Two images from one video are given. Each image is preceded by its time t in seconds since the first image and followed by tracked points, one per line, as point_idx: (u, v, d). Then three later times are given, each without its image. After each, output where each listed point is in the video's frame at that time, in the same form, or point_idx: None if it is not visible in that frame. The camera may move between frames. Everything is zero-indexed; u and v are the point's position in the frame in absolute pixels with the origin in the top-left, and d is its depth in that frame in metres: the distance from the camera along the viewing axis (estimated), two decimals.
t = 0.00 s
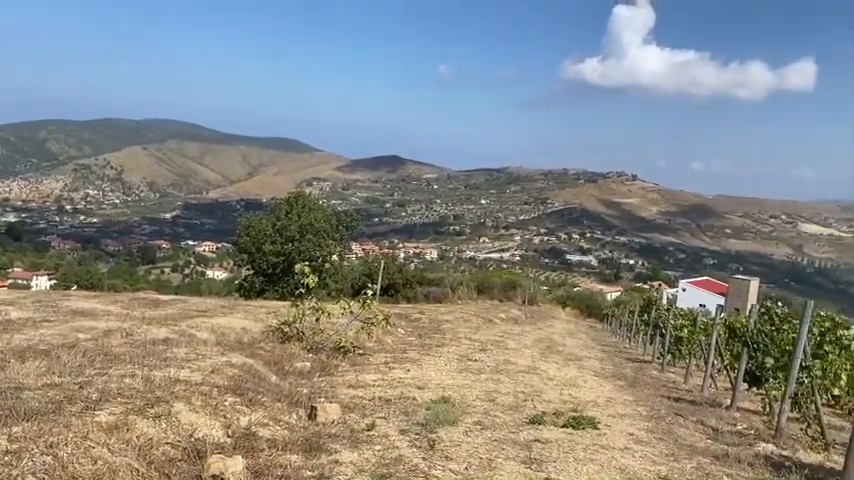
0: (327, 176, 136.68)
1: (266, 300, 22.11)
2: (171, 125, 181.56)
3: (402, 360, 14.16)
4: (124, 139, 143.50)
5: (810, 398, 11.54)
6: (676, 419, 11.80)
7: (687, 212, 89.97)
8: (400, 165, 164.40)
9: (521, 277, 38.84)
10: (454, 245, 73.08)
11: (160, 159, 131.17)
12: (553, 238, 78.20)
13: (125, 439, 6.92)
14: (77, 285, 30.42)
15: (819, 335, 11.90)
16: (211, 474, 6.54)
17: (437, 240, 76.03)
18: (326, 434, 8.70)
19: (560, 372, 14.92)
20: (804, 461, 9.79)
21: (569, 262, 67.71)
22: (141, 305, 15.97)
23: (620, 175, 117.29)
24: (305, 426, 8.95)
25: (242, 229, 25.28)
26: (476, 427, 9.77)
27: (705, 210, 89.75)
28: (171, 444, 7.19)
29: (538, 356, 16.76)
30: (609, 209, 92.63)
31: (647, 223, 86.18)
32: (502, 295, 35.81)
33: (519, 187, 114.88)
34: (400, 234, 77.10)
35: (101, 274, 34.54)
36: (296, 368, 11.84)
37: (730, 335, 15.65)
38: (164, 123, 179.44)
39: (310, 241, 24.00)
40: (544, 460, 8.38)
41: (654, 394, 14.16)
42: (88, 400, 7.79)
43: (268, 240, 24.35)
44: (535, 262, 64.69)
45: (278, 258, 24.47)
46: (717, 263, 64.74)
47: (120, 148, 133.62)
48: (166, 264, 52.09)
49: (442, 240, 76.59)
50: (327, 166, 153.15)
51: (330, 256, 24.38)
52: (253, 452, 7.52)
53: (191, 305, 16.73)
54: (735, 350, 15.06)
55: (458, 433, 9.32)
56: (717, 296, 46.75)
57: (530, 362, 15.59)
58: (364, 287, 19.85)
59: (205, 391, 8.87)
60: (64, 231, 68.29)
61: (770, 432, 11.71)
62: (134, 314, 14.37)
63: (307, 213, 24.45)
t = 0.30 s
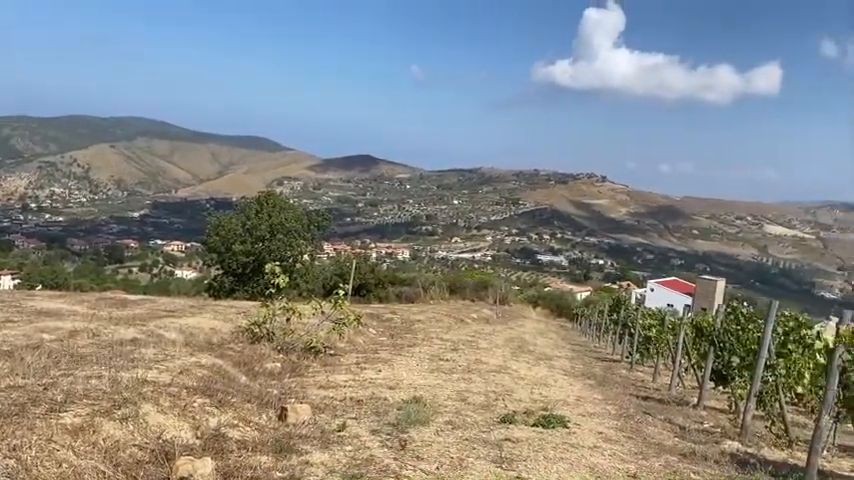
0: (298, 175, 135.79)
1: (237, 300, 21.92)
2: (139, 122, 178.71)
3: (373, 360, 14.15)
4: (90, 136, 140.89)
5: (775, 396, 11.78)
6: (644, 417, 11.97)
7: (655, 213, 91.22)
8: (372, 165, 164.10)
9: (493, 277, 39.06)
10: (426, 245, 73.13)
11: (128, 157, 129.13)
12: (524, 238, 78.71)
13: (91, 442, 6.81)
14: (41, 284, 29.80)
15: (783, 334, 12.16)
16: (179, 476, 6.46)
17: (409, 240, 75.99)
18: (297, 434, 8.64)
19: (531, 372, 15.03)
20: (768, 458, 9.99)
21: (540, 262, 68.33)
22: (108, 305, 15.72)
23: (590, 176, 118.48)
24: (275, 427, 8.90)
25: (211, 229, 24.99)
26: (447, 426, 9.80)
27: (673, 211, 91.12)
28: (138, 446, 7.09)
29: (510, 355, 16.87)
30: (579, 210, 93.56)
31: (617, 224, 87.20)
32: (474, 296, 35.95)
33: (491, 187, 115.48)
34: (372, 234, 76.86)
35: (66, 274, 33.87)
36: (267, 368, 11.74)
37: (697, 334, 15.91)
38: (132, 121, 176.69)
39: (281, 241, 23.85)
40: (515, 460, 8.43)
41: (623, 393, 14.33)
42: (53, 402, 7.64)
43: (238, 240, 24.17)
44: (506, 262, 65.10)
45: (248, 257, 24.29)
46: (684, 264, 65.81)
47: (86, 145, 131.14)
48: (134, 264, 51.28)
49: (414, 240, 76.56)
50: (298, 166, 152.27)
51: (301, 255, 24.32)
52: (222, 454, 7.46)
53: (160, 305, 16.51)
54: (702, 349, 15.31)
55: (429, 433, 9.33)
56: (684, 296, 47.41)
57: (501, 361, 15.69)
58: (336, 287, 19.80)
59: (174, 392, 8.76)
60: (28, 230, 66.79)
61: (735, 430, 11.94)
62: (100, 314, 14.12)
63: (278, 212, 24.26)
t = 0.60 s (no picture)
0: (269, 174, 134.69)
1: (207, 300, 21.70)
2: (106, 119, 175.56)
3: (345, 361, 14.10)
4: (56, 133, 137.98)
5: (739, 394, 12.00)
6: (613, 416, 12.11)
7: (625, 215, 92.36)
8: (344, 164, 163.50)
9: (464, 276, 39.19)
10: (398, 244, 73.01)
11: (95, 154, 126.86)
12: (496, 238, 79.06)
13: (56, 444, 6.67)
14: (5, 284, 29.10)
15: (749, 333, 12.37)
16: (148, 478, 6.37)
17: (381, 240, 75.81)
18: (267, 435, 8.58)
19: (502, 371, 15.08)
20: (733, 455, 10.17)
21: (511, 261, 68.77)
22: (73, 305, 15.42)
23: (561, 177, 119.47)
24: (245, 428, 8.82)
25: (180, 228, 24.68)
26: (418, 426, 9.81)
27: (642, 213, 92.36)
28: (105, 448, 6.98)
29: (481, 355, 16.94)
30: (550, 210, 94.30)
31: (587, 225, 88.06)
32: (446, 295, 36.01)
33: (463, 187, 115.85)
34: (344, 234, 76.51)
35: (30, 273, 33.11)
36: (236, 369, 11.60)
37: (664, 334, 16.15)
38: (98, 117, 173.48)
39: (251, 240, 23.62)
40: (485, 458, 8.48)
41: (593, 392, 14.49)
42: (17, 403, 7.47)
43: (208, 240, 23.91)
44: (478, 262, 65.38)
45: (217, 257, 24.04)
46: (653, 264, 66.73)
47: (52, 142, 128.36)
48: (101, 263, 50.34)
49: (386, 240, 76.38)
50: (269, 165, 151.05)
51: (271, 256, 24.16)
52: (192, 455, 7.37)
53: (127, 305, 16.25)
54: (669, 348, 15.55)
55: (400, 433, 9.33)
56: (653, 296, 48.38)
57: (472, 361, 15.75)
58: (308, 287, 19.68)
59: (141, 393, 8.64)
60: None
61: (702, 428, 12.13)
62: (66, 314, 13.85)
63: (248, 211, 24.09)
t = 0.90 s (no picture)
0: (239, 173, 133.35)
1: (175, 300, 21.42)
2: (72, 117, 172.06)
3: (315, 361, 14.01)
4: (19, 129, 134.86)
5: (706, 393, 12.20)
6: (583, 415, 12.22)
7: (594, 216, 93.40)
8: (315, 163, 162.60)
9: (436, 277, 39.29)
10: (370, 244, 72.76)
11: (60, 152, 124.34)
12: (467, 239, 79.27)
13: (19, 447, 6.50)
14: None
15: (715, 333, 12.57)
16: None
17: (353, 240, 75.51)
18: (236, 437, 8.48)
19: (473, 371, 15.12)
20: (700, 453, 10.34)
21: (483, 261, 69.02)
22: (37, 305, 15.09)
23: (532, 178, 120.33)
24: (214, 430, 8.71)
25: (148, 227, 24.29)
26: (389, 427, 9.79)
27: (611, 215, 93.53)
28: (70, 451, 6.83)
29: (452, 355, 16.97)
30: (521, 211, 94.90)
31: (558, 226, 88.82)
32: (417, 296, 36.05)
33: (434, 188, 116.04)
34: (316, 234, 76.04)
35: None
36: (205, 371, 11.47)
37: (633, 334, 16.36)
38: (63, 114, 170.01)
39: (220, 240, 23.50)
40: (456, 458, 8.50)
41: (563, 392, 14.61)
42: None
43: (176, 239, 23.54)
44: (450, 262, 65.54)
45: (185, 257, 23.69)
46: (622, 264, 67.62)
47: (15, 139, 125.39)
48: (66, 262, 49.30)
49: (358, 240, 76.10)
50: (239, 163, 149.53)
51: (241, 256, 24.10)
52: (159, 458, 7.25)
53: (93, 305, 15.94)
54: (638, 347, 15.77)
55: (371, 434, 9.31)
56: (626, 297, 48.43)
57: (443, 361, 15.76)
58: (278, 287, 19.60)
59: (108, 395, 8.48)
60: None
61: (670, 427, 12.31)
62: (29, 315, 13.53)
63: (218, 210, 23.94)
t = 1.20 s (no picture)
0: (209, 172, 131.79)
1: (143, 301, 21.11)
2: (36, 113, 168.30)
3: (286, 362, 13.91)
4: None
5: (675, 392, 12.36)
6: (553, 414, 12.32)
7: (565, 218, 94.21)
8: (286, 162, 161.42)
9: (408, 277, 39.35)
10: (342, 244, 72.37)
11: (24, 150, 121.57)
12: (439, 239, 79.37)
13: None
14: None
15: (683, 332, 12.74)
16: None
17: (324, 240, 75.07)
18: (205, 438, 8.37)
19: (445, 371, 15.13)
20: (668, 451, 10.47)
21: (455, 261, 69.17)
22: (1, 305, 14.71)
23: (503, 179, 120.96)
24: (183, 432, 8.58)
25: (115, 226, 23.86)
26: (361, 428, 9.76)
27: (582, 217, 94.47)
28: (33, 454, 6.66)
29: (423, 354, 16.98)
30: (493, 211, 95.32)
31: (529, 227, 89.42)
32: (389, 296, 35.98)
33: (406, 187, 116.01)
34: (287, 234, 75.42)
35: None
36: (173, 371, 11.31)
37: (603, 333, 16.55)
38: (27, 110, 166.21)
39: (189, 240, 23.28)
40: (428, 458, 8.50)
41: (534, 391, 14.72)
42: None
43: (144, 238, 23.15)
44: (422, 262, 65.56)
45: (154, 257, 23.33)
46: (592, 264, 68.34)
47: None
48: (30, 261, 48.20)
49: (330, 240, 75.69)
50: (208, 162, 147.77)
51: (210, 255, 23.97)
52: (126, 460, 7.12)
53: (58, 305, 15.61)
54: (607, 347, 15.95)
55: (342, 434, 9.27)
56: (596, 297, 49.06)
57: (415, 361, 15.76)
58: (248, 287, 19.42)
59: (72, 397, 8.30)
60: None
61: (638, 426, 12.46)
62: None
63: (187, 209, 23.66)
